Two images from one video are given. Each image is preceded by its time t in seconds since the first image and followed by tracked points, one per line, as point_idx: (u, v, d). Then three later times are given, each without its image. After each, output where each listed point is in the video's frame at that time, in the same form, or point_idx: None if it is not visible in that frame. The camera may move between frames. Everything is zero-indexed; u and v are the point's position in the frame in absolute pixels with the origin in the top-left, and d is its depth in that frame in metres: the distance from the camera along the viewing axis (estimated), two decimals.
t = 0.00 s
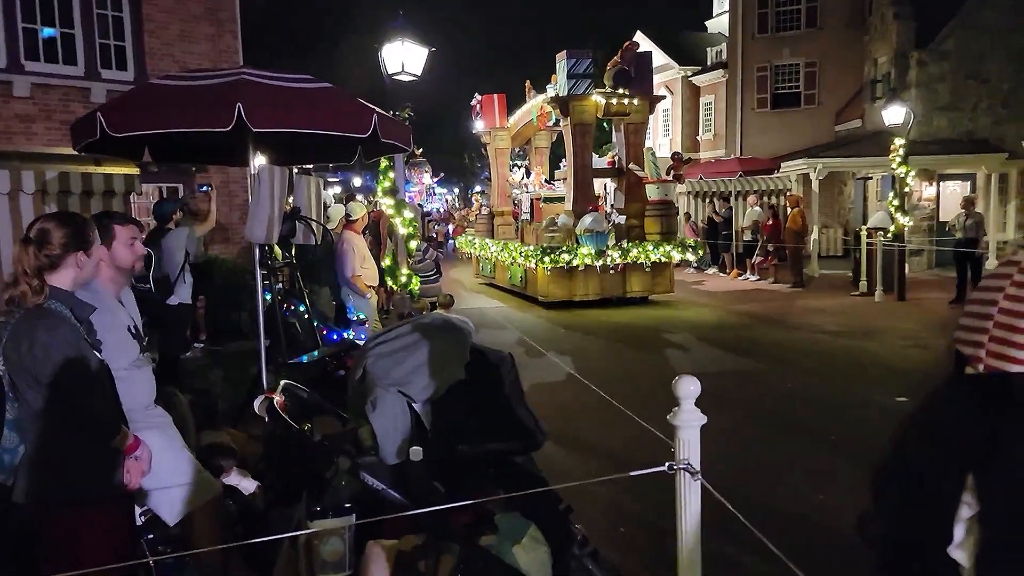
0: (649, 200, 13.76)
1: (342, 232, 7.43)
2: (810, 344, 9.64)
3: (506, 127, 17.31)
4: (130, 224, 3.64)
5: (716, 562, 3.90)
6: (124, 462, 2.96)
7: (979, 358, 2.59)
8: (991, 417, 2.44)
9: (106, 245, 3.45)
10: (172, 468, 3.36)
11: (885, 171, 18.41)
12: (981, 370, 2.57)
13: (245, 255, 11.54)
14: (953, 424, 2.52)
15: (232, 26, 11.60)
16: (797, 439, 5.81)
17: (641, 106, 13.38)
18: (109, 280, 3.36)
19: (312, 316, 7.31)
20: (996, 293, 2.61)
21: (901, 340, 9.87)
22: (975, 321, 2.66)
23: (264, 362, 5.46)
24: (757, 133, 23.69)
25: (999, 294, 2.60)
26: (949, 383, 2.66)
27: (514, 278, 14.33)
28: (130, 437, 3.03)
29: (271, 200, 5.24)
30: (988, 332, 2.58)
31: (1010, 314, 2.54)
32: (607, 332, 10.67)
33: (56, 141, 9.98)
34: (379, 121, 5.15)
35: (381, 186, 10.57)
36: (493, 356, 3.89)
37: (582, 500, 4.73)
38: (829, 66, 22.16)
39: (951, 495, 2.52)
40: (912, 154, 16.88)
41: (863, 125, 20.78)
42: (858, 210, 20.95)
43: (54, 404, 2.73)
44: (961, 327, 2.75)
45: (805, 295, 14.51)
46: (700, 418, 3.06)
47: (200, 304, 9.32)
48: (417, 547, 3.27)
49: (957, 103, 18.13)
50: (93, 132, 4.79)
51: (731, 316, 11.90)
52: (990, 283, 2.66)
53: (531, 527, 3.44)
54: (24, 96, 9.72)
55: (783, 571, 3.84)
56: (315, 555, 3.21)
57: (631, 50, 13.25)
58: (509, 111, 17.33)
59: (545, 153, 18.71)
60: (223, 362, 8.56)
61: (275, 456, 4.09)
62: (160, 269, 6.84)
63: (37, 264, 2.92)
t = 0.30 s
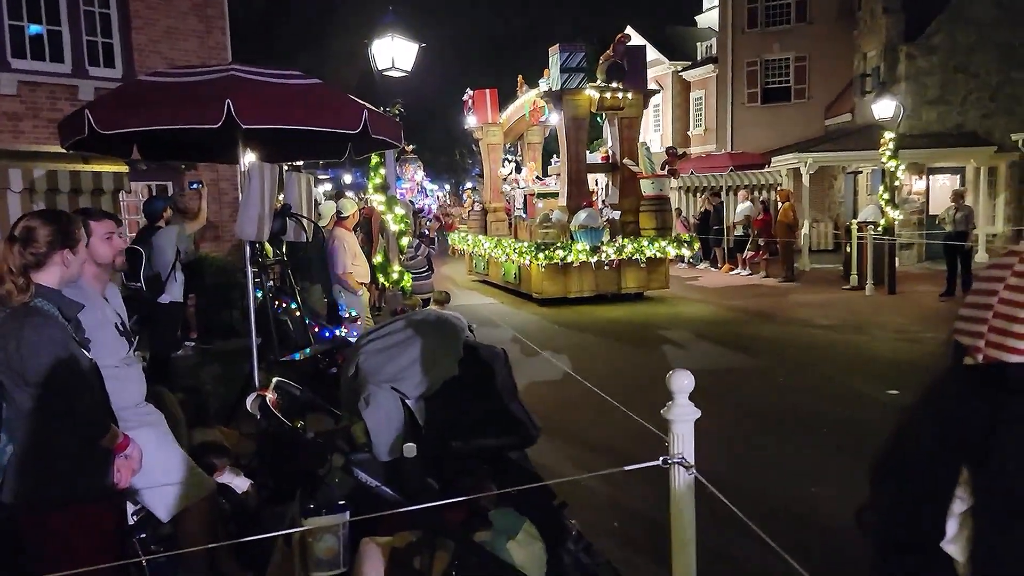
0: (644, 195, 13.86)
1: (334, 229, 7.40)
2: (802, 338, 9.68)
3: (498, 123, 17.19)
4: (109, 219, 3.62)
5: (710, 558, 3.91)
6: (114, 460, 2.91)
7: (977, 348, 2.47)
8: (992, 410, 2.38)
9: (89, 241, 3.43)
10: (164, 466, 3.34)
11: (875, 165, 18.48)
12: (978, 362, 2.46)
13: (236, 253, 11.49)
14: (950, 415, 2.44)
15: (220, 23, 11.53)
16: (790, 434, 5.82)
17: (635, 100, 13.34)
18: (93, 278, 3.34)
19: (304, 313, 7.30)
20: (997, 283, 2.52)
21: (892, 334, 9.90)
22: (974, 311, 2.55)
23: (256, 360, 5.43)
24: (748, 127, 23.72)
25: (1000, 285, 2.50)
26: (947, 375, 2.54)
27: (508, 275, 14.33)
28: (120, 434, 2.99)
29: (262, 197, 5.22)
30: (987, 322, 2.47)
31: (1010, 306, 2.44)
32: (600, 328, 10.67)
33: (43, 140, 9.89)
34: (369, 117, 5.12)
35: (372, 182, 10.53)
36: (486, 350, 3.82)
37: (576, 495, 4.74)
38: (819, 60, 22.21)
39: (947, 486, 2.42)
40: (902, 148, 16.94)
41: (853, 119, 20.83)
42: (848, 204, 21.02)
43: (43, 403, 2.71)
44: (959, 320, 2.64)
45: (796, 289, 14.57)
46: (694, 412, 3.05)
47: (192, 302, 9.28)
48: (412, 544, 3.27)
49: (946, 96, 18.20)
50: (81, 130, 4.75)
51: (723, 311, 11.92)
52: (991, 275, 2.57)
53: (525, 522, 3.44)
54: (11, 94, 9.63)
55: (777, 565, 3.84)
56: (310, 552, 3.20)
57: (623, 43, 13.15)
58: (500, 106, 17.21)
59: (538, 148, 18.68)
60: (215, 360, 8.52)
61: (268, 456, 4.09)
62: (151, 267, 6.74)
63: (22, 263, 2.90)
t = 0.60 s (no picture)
0: (640, 188, 13.69)
1: (323, 223, 7.36)
2: (794, 332, 9.72)
3: (492, 115, 17.24)
4: (96, 214, 3.58)
5: (702, 551, 3.92)
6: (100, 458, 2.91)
7: (1000, 350, 2.27)
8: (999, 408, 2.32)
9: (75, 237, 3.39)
10: (153, 463, 3.32)
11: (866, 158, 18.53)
12: (1004, 364, 2.28)
13: (226, 247, 11.43)
14: (952, 411, 2.39)
15: (208, 15, 11.46)
16: (782, 428, 5.84)
17: (630, 92, 13.37)
18: (77, 272, 3.32)
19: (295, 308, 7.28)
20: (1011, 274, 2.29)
21: (882, 327, 9.95)
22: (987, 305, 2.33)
23: (246, 355, 5.41)
24: (739, 121, 23.72)
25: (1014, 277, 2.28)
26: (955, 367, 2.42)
27: (501, 269, 14.32)
28: (106, 432, 2.98)
29: (251, 190, 5.17)
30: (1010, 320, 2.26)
31: None
32: (593, 323, 10.67)
33: (30, 134, 9.79)
34: (360, 110, 5.08)
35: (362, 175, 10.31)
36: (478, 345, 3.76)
37: (568, 490, 4.74)
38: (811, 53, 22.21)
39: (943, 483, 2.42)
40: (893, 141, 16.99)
41: (844, 112, 20.88)
42: (839, 198, 21.09)
43: (27, 400, 2.68)
44: (963, 313, 2.43)
45: (787, 283, 14.61)
46: (685, 407, 3.04)
47: (181, 297, 9.22)
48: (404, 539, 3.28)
49: (936, 90, 18.26)
50: (67, 123, 4.69)
51: (715, 305, 11.96)
52: (997, 265, 2.36)
53: (516, 517, 3.45)
54: None
55: (769, 559, 3.86)
56: (300, 549, 3.20)
57: (611, 34, 13.17)
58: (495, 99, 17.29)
59: (532, 141, 18.62)
60: (206, 356, 8.48)
61: (255, 451, 4.03)
62: (142, 263, 6.64)
63: (5, 259, 2.88)
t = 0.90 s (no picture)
0: (636, 184, 13.82)
1: (316, 221, 7.35)
2: (786, 327, 9.76)
3: (487, 111, 17.18)
4: (93, 215, 3.60)
5: (691, 554, 3.88)
6: (91, 457, 2.93)
7: (986, 343, 1.98)
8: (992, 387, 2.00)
9: (69, 237, 3.41)
10: (146, 463, 3.33)
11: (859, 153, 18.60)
12: (989, 360, 1.99)
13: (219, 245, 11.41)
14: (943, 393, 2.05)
15: (200, 12, 11.43)
16: (774, 424, 5.87)
17: (626, 86, 13.37)
18: (71, 272, 3.34)
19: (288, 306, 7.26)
20: (992, 265, 2.00)
21: (874, 322, 9.96)
22: (969, 301, 2.04)
23: (239, 353, 5.40)
24: (733, 116, 23.75)
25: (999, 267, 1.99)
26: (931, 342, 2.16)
27: (497, 266, 14.33)
28: (97, 431, 2.98)
29: (243, 188, 5.17)
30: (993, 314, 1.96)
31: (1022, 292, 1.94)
32: (586, 320, 10.66)
33: (21, 132, 9.75)
34: (352, 109, 5.08)
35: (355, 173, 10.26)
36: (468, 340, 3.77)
37: (562, 487, 4.78)
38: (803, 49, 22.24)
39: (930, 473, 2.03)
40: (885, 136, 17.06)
41: (837, 107, 20.93)
42: (832, 193, 21.13)
43: (13, 401, 2.68)
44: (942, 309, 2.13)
45: (780, 278, 14.67)
46: (676, 402, 3.06)
47: (174, 294, 9.19)
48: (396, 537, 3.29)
49: (928, 84, 18.34)
50: (58, 122, 4.69)
51: (710, 301, 12.00)
52: (975, 257, 2.07)
53: (509, 513, 3.45)
54: None
55: (759, 558, 3.86)
56: (292, 545, 3.24)
57: (608, 28, 13.12)
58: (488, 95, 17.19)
59: (527, 137, 18.60)
60: (199, 354, 8.47)
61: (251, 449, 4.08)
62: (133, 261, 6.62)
63: None
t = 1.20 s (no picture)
0: (631, 178, 13.77)
1: (307, 215, 7.35)
2: (778, 321, 9.81)
3: (480, 104, 17.11)
4: (84, 207, 3.57)
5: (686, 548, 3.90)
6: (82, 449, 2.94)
7: None
8: (1004, 382, 1.90)
9: (59, 230, 3.39)
10: (139, 455, 3.32)
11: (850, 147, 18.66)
12: None
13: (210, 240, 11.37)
14: (953, 388, 1.94)
15: (190, 5, 11.37)
16: (767, 417, 5.91)
17: (622, 79, 13.37)
18: (62, 265, 3.33)
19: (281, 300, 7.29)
20: (1016, 264, 1.84)
21: (865, 315, 10.01)
22: (995, 304, 1.85)
23: (231, 347, 5.40)
24: (725, 110, 23.75)
25: (1021, 264, 1.84)
26: (947, 330, 1.97)
27: (492, 261, 14.34)
28: (87, 424, 3.00)
29: (235, 181, 5.15)
30: None
31: None
32: (580, 315, 10.66)
33: (10, 125, 9.70)
34: (343, 102, 5.07)
35: (346, 166, 10.27)
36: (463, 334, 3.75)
37: (556, 479, 4.83)
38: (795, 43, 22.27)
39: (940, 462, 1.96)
40: (876, 129, 17.12)
41: (828, 101, 20.97)
42: (824, 186, 21.18)
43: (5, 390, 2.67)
44: (969, 313, 1.91)
45: (772, 272, 14.72)
46: (668, 395, 3.06)
47: (166, 289, 9.15)
48: (390, 529, 3.31)
49: (919, 78, 18.38)
50: (48, 115, 4.66)
51: (703, 295, 12.04)
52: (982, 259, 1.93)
53: (502, 505, 3.48)
54: None
55: (752, 549, 3.91)
56: (286, 538, 3.28)
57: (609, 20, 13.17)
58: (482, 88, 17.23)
59: (521, 131, 18.56)
60: (191, 349, 8.46)
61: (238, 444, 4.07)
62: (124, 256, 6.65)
63: None
